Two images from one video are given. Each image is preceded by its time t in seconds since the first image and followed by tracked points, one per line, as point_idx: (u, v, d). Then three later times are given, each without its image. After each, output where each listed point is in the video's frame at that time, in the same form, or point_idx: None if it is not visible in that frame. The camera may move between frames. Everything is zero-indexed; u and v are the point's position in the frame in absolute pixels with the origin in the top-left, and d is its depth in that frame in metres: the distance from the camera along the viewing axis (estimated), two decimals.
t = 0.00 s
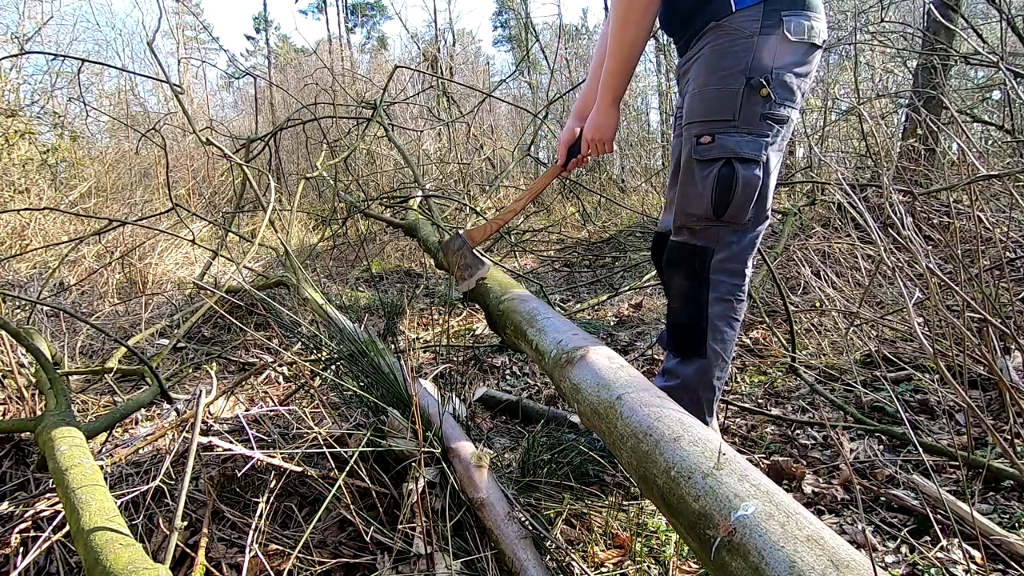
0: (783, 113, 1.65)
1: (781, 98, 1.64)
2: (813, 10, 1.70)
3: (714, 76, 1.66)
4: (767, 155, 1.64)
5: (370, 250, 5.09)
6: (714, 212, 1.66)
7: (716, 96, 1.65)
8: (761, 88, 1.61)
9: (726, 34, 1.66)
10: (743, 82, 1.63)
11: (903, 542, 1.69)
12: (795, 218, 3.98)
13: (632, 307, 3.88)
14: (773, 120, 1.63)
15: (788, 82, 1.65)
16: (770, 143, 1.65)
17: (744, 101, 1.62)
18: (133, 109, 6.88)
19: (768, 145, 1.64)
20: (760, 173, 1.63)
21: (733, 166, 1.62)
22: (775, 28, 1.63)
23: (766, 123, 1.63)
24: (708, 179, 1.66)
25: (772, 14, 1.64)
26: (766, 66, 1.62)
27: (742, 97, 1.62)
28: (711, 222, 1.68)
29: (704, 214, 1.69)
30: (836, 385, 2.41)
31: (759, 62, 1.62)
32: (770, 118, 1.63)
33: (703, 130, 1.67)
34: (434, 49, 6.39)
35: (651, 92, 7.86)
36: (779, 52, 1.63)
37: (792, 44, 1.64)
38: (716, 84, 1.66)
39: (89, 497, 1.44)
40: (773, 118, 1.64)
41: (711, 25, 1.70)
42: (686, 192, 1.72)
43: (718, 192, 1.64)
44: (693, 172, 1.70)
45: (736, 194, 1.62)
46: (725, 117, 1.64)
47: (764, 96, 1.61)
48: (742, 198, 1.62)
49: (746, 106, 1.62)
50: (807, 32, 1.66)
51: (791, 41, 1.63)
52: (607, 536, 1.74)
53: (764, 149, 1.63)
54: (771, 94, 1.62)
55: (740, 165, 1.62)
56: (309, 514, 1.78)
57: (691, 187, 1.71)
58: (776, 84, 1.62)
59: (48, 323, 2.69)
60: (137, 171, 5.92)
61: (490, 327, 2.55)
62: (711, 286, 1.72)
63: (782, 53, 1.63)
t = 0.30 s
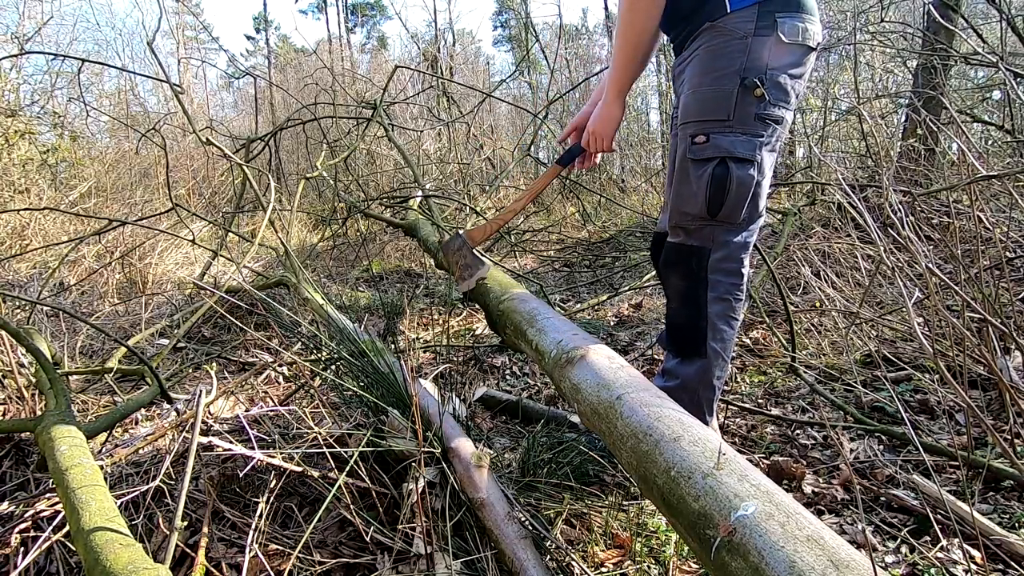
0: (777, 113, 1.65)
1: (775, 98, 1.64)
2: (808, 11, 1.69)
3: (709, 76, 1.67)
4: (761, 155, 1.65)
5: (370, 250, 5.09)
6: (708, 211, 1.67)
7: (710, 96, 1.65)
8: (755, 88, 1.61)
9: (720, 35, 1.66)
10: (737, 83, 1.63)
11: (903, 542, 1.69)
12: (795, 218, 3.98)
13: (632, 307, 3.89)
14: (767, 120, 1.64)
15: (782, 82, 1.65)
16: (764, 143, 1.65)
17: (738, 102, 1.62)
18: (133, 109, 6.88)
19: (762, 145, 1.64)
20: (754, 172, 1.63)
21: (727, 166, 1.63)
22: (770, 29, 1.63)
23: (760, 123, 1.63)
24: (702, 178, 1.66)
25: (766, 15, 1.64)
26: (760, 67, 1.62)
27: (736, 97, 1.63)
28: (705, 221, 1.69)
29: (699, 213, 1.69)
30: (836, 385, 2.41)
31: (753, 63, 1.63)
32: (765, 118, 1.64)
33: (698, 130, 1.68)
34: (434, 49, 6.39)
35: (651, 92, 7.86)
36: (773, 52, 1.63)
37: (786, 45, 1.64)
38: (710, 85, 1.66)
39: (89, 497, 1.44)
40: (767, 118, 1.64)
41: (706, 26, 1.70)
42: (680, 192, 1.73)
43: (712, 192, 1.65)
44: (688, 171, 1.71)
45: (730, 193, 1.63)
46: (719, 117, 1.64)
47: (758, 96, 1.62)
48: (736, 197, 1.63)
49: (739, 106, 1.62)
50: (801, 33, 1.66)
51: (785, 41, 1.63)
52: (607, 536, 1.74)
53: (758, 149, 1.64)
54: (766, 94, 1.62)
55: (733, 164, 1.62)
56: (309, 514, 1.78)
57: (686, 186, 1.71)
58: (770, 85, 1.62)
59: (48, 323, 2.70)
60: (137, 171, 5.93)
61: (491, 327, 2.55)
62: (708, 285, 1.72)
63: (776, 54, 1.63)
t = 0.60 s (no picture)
0: (777, 114, 1.65)
1: (775, 99, 1.64)
2: (809, 12, 1.69)
3: (709, 76, 1.67)
4: (761, 155, 1.65)
5: (370, 250, 5.08)
6: (708, 211, 1.67)
7: (710, 97, 1.65)
8: (754, 89, 1.62)
9: (720, 36, 1.66)
10: (737, 83, 1.63)
11: (903, 542, 1.69)
12: (795, 218, 3.98)
13: (632, 307, 3.89)
14: (767, 121, 1.64)
15: (782, 83, 1.65)
16: (764, 144, 1.66)
17: (738, 103, 1.62)
18: (133, 109, 6.88)
19: (762, 146, 1.64)
20: (754, 173, 1.63)
21: (727, 166, 1.63)
22: (770, 30, 1.63)
23: (760, 123, 1.63)
24: (702, 178, 1.66)
25: (766, 15, 1.63)
26: (760, 68, 1.62)
27: (736, 98, 1.63)
28: (705, 222, 1.69)
29: (698, 213, 1.69)
30: (836, 385, 2.41)
31: (753, 64, 1.62)
32: (764, 119, 1.64)
33: (698, 130, 1.68)
34: (434, 49, 6.39)
35: (651, 92, 7.81)
36: (774, 53, 1.63)
37: (786, 46, 1.64)
38: (710, 86, 1.66)
39: (89, 497, 1.44)
40: (767, 119, 1.64)
41: (705, 26, 1.70)
42: (679, 192, 1.73)
43: (712, 192, 1.65)
44: (687, 171, 1.71)
45: (729, 194, 1.63)
46: (719, 118, 1.64)
47: (758, 97, 1.62)
48: (736, 197, 1.63)
49: (739, 107, 1.63)
50: (802, 34, 1.66)
51: (785, 43, 1.63)
52: (607, 536, 1.74)
53: (758, 149, 1.64)
54: (765, 95, 1.62)
55: (733, 165, 1.62)
56: (309, 514, 1.78)
57: (685, 186, 1.72)
58: (770, 86, 1.62)
59: (48, 323, 2.70)
60: (137, 171, 5.93)
61: (491, 327, 2.55)
62: (708, 285, 1.72)
63: (776, 55, 1.63)
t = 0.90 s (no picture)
0: (776, 114, 1.65)
1: (774, 99, 1.64)
2: (809, 11, 1.69)
3: (708, 76, 1.67)
4: (760, 156, 1.65)
5: (370, 250, 5.08)
6: (706, 211, 1.67)
7: (709, 97, 1.66)
8: (753, 89, 1.62)
9: (719, 36, 1.66)
10: (735, 84, 1.63)
11: (903, 542, 1.69)
12: (795, 218, 3.98)
13: (632, 306, 3.89)
14: (766, 121, 1.64)
15: (782, 82, 1.65)
16: (764, 144, 1.66)
17: (737, 103, 1.63)
18: (133, 109, 6.88)
19: (762, 146, 1.64)
20: (753, 173, 1.63)
21: (725, 166, 1.63)
22: (769, 29, 1.63)
23: (759, 122, 1.63)
24: (701, 179, 1.67)
25: (765, 14, 1.63)
26: (759, 68, 1.62)
27: (734, 98, 1.63)
28: (704, 221, 1.69)
29: (697, 213, 1.70)
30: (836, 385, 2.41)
31: (752, 64, 1.63)
32: (764, 118, 1.64)
33: (697, 130, 1.69)
34: (434, 49, 6.39)
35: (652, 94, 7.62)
36: (773, 52, 1.63)
37: (785, 46, 1.63)
38: (709, 86, 1.67)
39: (89, 497, 1.45)
40: (766, 119, 1.64)
41: (704, 26, 1.71)
42: (679, 193, 1.73)
43: (710, 192, 1.65)
44: (687, 172, 1.71)
45: (728, 194, 1.63)
46: (718, 117, 1.65)
47: (757, 96, 1.62)
48: (734, 197, 1.63)
49: (738, 106, 1.63)
50: (802, 33, 1.65)
51: (784, 42, 1.63)
52: (607, 536, 1.74)
53: (757, 149, 1.64)
54: (764, 95, 1.62)
55: (731, 165, 1.63)
56: (309, 514, 1.78)
57: (684, 187, 1.72)
58: (769, 85, 1.62)
59: (47, 323, 2.70)
60: (137, 171, 5.93)
61: (491, 328, 2.55)
62: (708, 285, 1.72)
63: (775, 55, 1.63)
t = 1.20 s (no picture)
0: (769, 117, 1.65)
1: (767, 102, 1.63)
2: (805, 17, 1.68)
3: (701, 79, 1.67)
4: (752, 158, 1.65)
5: (370, 250, 5.08)
6: (697, 214, 1.68)
7: (700, 100, 1.67)
8: (745, 93, 1.62)
9: (714, 41, 1.67)
10: (727, 87, 1.64)
11: (903, 542, 1.69)
12: (796, 218, 3.98)
13: (632, 307, 3.89)
14: (758, 124, 1.64)
15: (776, 86, 1.64)
16: (756, 146, 1.65)
17: (727, 106, 1.63)
18: (133, 109, 6.88)
19: (753, 148, 1.64)
20: (744, 175, 1.63)
21: (715, 168, 1.64)
22: (762, 34, 1.63)
23: (750, 126, 1.63)
24: (691, 181, 1.68)
25: (760, 20, 1.63)
26: (751, 71, 1.62)
27: (725, 102, 1.63)
28: (696, 223, 1.70)
29: (689, 215, 1.71)
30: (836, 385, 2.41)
31: (744, 67, 1.63)
32: (756, 122, 1.64)
33: (689, 133, 1.70)
34: (434, 49, 6.39)
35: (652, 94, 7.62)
36: (766, 57, 1.63)
37: (779, 50, 1.63)
38: (701, 90, 1.67)
39: (89, 497, 1.44)
40: (758, 122, 1.64)
41: (700, 31, 1.71)
42: (672, 195, 1.74)
43: (700, 194, 1.66)
44: (679, 174, 1.72)
45: (717, 195, 1.64)
46: (709, 120, 1.65)
47: (748, 100, 1.62)
48: (724, 199, 1.63)
49: (729, 110, 1.63)
50: (797, 38, 1.65)
51: (778, 46, 1.63)
52: (607, 536, 1.74)
53: (748, 152, 1.64)
54: (755, 99, 1.62)
55: (721, 167, 1.63)
56: (309, 514, 1.78)
57: (677, 188, 1.73)
58: (760, 90, 1.63)
59: (47, 323, 2.70)
60: (137, 171, 5.94)
61: (491, 328, 2.55)
62: (704, 287, 1.73)
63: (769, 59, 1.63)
